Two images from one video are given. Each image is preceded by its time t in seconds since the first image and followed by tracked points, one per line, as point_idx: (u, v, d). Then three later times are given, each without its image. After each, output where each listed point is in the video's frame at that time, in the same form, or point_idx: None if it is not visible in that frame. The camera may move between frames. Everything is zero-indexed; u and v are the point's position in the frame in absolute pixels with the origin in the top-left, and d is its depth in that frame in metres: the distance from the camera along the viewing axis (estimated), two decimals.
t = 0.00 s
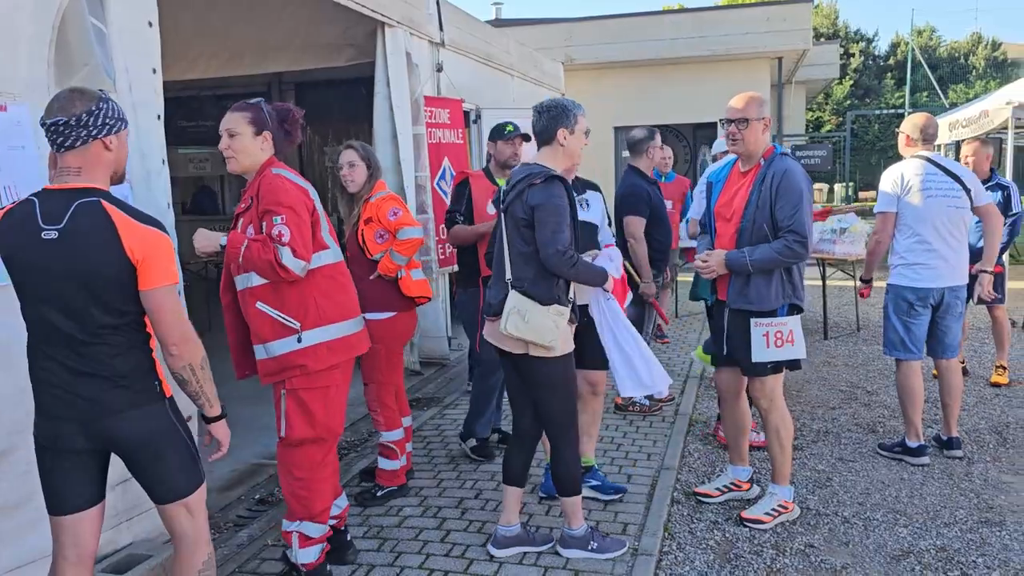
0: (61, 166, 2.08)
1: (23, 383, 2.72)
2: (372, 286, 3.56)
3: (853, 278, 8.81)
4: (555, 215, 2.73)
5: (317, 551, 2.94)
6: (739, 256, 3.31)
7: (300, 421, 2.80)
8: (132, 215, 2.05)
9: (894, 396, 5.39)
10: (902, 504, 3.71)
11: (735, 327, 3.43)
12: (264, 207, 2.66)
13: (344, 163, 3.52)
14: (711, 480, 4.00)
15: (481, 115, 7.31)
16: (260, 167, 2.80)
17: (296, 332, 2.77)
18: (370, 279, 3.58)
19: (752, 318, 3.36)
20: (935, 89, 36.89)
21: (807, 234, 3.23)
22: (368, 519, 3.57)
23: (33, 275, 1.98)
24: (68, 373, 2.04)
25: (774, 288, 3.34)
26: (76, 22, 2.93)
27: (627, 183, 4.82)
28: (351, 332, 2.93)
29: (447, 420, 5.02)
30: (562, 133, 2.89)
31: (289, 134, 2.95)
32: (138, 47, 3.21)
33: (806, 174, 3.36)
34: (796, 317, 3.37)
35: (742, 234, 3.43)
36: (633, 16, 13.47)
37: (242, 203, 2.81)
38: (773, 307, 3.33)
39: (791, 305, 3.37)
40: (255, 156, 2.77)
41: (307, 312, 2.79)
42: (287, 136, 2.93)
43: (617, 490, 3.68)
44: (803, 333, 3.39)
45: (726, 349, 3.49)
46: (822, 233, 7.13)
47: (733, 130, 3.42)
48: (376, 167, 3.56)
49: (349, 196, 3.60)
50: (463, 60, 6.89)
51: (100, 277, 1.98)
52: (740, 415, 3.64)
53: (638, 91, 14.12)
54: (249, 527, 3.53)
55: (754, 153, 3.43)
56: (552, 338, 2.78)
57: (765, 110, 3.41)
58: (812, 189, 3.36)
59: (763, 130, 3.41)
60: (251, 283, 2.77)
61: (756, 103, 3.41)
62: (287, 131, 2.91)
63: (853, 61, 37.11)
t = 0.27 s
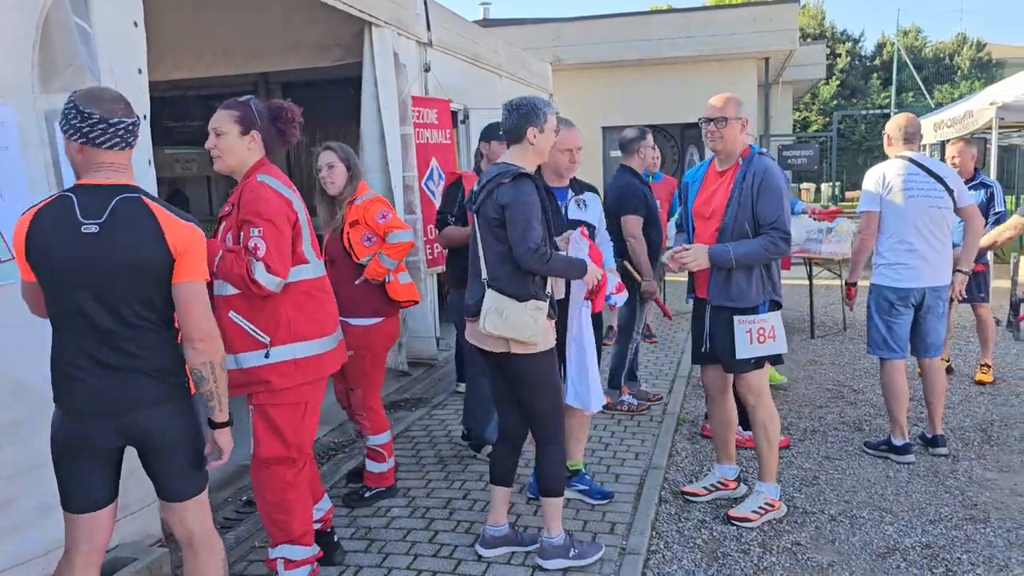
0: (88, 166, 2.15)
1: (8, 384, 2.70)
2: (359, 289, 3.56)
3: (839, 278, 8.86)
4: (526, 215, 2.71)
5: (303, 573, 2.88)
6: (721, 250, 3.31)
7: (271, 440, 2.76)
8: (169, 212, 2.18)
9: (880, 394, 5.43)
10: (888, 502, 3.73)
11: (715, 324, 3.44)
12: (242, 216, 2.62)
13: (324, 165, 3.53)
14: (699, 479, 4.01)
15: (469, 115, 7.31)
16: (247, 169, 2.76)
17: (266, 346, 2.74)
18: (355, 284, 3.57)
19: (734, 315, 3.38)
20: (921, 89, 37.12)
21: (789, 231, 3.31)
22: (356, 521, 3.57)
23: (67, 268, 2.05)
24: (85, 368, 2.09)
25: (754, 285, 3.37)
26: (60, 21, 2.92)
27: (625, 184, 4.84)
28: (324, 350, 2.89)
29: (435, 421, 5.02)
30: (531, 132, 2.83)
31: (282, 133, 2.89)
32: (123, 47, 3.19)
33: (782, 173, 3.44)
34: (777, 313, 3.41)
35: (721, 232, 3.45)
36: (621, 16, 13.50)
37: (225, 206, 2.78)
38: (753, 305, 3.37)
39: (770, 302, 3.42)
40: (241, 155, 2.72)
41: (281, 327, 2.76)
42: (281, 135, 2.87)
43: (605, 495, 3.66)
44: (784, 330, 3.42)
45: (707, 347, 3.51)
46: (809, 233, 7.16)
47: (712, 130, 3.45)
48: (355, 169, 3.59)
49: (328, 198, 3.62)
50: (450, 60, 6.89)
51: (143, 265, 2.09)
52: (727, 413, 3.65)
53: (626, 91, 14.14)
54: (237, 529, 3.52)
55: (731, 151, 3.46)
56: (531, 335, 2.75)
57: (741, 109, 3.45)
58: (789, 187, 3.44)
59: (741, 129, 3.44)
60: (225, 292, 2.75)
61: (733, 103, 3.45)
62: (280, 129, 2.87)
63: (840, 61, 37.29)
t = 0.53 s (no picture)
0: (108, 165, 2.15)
1: None
2: (350, 292, 3.56)
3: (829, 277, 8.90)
4: (514, 217, 2.70)
5: None
6: (710, 239, 3.31)
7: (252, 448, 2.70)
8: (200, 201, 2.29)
9: (868, 393, 5.45)
10: (877, 500, 3.75)
11: (704, 323, 3.44)
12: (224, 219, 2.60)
13: (308, 168, 3.49)
14: (689, 478, 4.02)
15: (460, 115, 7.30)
16: (235, 166, 2.76)
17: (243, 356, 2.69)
18: (345, 287, 3.57)
19: (722, 313, 3.39)
20: (910, 90, 37.29)
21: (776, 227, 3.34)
22: (346, 521, 3.57)
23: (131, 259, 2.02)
24: (114, 361, 2.04)
25: (742, 283, 3.38)
26: (48, 20, 2.90)
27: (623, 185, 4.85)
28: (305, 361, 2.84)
29: (426, 421, 5.01)
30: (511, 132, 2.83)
31: (274, 128, 2.86)
32: (110, 46, 3.17)
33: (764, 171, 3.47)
34: (762, 310, 3.44)
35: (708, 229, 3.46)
36: (611, 16, 13.52)
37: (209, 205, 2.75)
38: (741, 302, 3.38)
39: (757, 298, 3.45)
40: (227, 151, 2.71)
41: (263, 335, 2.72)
42: (271, 130, 2.85)
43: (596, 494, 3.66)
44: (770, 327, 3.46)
45: (695, 347, 3.53)
46: (798, 233, 7.19)
47: (694, 132, 3.45)
48: (339, 170, 3.56)
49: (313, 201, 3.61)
50: (441, 60, 6.89)
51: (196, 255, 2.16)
52: (716, 413, 3.67)
53: (616, 91, 14.16)
54: (227, 530, 3.51)
55: (713, 152, 3.46)
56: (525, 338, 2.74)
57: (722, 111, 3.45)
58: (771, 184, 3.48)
59: (723, 130, 3.45)
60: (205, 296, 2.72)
61: (716, 103, 3.44)
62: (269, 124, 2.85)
63: (829, 62, 37.42)
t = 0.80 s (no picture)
0: (94, 162, 2.10)
1: None
2: (344, 295, 3.55)
3: (825, 278, 8.91)
4: (509, 219, 2.70)
5: None
6: (704, 246, 3.32)
7: (250, 454, 2.69)
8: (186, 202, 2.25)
9: (865, 394, 5.46)
10: (873, 500, 3.76)
11: (699, 323, 3.45)
12: (224, 225, 2.59)
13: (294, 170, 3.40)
14: (686, 478, 4.03)
15: (457, 115, 7.29)
16: (233, 165, 2.72)
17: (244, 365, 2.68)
18: (339, 288, 3.55)
19: (717, 313, 3.39)
20: (907, 90, 37.36)
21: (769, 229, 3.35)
22: (342, 521, 3.57)
23: (126, 264, 2.00)
24: (113, 361, 2.02)
25: (738, 284, 3.39)
26: (44, 20, 2.90)
27: (621, 184, 4.84)
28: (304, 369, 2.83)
29: (423, 421, 5.01)
30: (507, 131, 2.83)
31: (276, 125, 2.88)
32: (107, 46, 3.17)
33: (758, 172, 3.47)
34: (757, 311, 3.44)
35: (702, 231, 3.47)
36: (608, 16, 13.52)
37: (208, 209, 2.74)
38: (735, 302, 3.38)
39: (751, 298, 3.45)
40: (226, 149, 2.68)
41: (262, 341, 2.71)
42: (274, 127, 2.87)
43: (592, 494, 3.67)
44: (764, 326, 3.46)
45: (689, 347, 3.54)
46: (795, 233, 7.20)
47: (689, 132, 3.45)
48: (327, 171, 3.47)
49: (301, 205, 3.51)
50: (438, 60, 6.88)
51: (185, 257, 2.14)
52: (712, 412, 3.67)
53: (614, 91, 14.17)
54: (223, 530, 3.51)
55: (707, 153, 3.46)
56: (523, 342, 2.74)
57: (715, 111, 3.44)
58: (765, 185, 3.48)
59: (715, 130, 3.44)
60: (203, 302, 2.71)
61: (711, 103, 3.43)
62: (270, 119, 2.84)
63: (826, 62, 37.46)
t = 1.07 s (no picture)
0: (23, 179, 1.94)
1: None
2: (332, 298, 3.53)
3: (828, 279, 8.91)
4: (513, 222, 2.69)
5: None
6: (707, 249, 3.32)
7: (259, 460, 2.58)
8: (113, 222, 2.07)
9: (868, 396, 5.46)
10: (876, 502, 3.75)
11: (701, 326, 3.45)
12: (252, 235, 2.45)
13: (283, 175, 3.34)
14: (688, 480, 4.02)
15: (460, 117, 7.30)
16: (239, 173, 2.61)
17: (262, 376, 2.56)
18: (328, 292, 3.54)
19: (719, 315, 3.39)
20: (909, 92, 37.34)
21: (772, 231, 3.35)
22: (345, 522, 3.57)
23: (70, 288, 1.84)
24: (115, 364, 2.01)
25: (740, 286, 3.39)
26: (47, 22, 2.90)
27: (624, 187, 4.81)
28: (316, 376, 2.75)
29: (425, 422, 5.01)
30: (514, 132, 2.84)
31: (284, 128, 2.79)
32: (110, 48, 3.17)
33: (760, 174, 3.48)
34: (760, 313, 3.44)
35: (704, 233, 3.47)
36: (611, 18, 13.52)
37: (222, 214, 2.57)
38: (737, 304, 3.39)
39: (753, 300, 3.45)
40: (233, 155, 2.57)
41: (278, 350, 2.59)
42: (282, 131, 2.77)
43: (595, 496, 3.67)
44: (766, 328, 3.46)
45: (690, 350, 3.52)
46: (798, 235, 7.19)
47: (690, 134, 3.45)
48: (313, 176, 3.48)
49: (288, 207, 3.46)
50: (440, 62, 6.89)
51: (120, 281, 1.99)
52: (714, 413, 3.67)
53: (616, 93, 14.17)
54: (225, 531, 3.51)
55: (709, 155, 3.46)
56: (529, 346, 2.76)
57: (717, 114, 3.44)
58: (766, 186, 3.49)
59: (716, 132, 3.44)
60: (214, 312, 2.54)
61: (713, 105, 3.43)
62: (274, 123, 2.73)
63: (828, 64, 37.44)
